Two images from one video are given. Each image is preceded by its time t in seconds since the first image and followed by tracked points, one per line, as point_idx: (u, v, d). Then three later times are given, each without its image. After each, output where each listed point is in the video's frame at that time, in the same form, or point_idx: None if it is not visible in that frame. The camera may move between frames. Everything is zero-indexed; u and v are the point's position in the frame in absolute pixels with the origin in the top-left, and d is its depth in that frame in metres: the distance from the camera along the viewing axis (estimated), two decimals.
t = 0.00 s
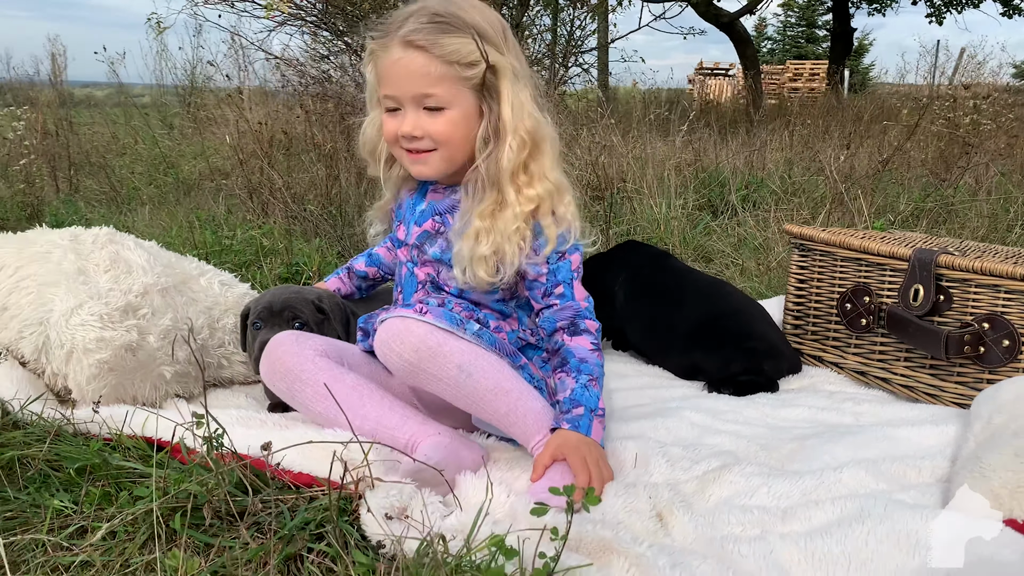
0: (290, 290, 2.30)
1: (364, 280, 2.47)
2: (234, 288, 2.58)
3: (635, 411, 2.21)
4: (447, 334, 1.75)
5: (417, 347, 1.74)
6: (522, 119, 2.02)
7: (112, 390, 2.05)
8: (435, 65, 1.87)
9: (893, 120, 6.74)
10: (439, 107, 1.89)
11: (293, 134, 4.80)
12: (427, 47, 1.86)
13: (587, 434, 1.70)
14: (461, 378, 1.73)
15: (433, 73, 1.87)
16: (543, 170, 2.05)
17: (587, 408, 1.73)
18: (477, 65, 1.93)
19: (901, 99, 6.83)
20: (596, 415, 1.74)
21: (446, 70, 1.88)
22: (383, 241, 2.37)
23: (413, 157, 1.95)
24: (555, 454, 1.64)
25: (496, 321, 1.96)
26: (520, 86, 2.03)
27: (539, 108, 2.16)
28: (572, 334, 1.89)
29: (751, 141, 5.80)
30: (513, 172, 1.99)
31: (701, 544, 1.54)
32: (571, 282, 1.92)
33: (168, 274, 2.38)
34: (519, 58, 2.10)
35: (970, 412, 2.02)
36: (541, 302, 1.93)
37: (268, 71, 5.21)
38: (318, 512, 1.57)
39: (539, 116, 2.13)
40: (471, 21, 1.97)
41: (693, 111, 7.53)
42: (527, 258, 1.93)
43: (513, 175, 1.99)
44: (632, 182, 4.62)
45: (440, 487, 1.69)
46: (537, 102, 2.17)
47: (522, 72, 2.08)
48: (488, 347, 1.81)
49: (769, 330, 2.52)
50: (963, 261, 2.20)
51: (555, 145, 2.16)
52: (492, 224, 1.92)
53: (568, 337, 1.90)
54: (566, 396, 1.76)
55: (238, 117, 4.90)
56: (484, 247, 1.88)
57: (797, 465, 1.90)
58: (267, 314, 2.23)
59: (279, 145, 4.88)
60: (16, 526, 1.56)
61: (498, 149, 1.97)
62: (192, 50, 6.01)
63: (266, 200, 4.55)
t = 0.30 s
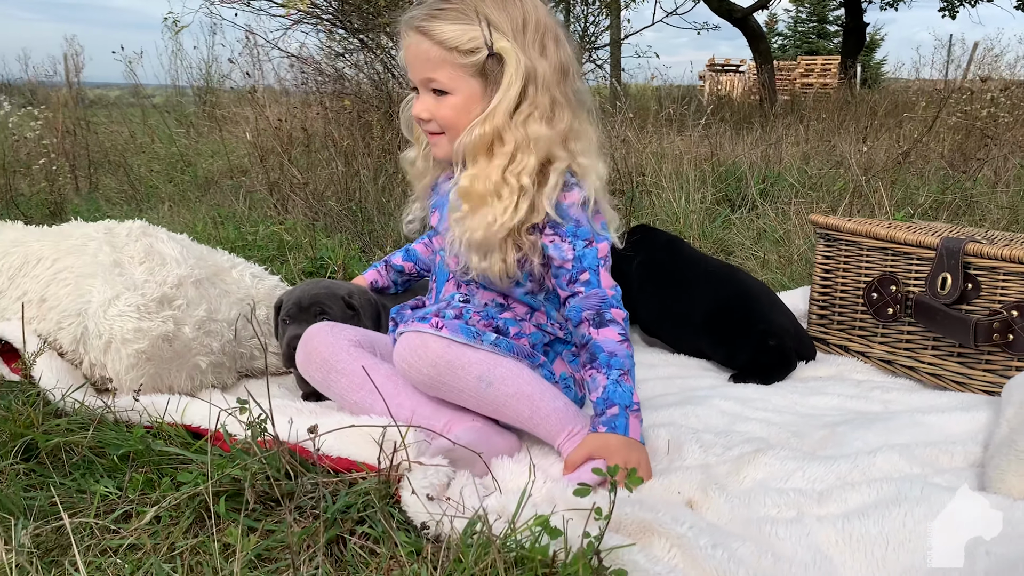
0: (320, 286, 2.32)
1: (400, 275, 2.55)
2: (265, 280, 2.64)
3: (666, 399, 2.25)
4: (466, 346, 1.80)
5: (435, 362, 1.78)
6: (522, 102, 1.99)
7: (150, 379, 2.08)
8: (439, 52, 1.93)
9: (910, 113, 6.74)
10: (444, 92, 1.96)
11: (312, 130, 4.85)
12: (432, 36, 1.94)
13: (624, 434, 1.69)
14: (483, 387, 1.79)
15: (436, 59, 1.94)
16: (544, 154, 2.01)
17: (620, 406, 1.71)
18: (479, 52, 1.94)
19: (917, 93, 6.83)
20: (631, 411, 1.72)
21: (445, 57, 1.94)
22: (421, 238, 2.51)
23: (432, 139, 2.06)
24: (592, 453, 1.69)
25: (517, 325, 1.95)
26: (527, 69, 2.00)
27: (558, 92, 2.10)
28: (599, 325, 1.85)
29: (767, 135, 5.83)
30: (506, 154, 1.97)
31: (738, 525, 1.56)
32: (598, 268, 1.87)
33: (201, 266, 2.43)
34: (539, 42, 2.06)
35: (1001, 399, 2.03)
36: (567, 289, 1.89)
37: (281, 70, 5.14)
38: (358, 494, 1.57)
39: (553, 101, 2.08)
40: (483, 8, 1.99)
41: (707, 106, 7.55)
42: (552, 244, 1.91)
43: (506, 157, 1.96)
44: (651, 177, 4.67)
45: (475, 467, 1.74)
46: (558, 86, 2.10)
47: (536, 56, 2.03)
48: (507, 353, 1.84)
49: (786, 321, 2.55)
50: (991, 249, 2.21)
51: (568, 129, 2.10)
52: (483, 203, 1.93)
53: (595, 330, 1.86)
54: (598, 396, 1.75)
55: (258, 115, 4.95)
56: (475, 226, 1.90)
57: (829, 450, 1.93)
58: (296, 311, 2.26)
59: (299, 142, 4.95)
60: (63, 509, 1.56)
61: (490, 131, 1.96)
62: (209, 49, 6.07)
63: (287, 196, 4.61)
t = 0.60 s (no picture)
0: (334, 307, 2.37)
1: (411, 291, 2.60)
2: (283, 297, 2.69)
3: (679, 412, 2.28)
4: (478, 371, 1.81)
5: (447, 386, 1.79)
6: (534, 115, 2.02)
7: (172, 398, 2.12)
8: (451, 70, 1.96)
9: (919, 118, 6.75)
10: (457, 110, 1.99)
11: (325, 145, 4.92)
12: (444, 55, 1.97)
13: (633, 444, 1.72)
14: (495, 410, 1.81)
15: (448, 78, 1.97)
16: (557, 166, 2.05)
17: (630, 418, 1.74)
18: (490, 69, 1.97)
19: (926, 98, 6.84)
20: (639, 423, 1.75)
21: (457, 76, 1.96)
22: (431, 255, 2.54)
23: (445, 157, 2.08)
24: (605, 464, 1.70)
25: (528, 344, 1.96)
26: (537, 84, 2.03)
27: (567, 105, 2.13)
28: (609, 340, 1.88)
29: (776, 143, 5.86)
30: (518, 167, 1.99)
31: (752, 536, 1.58)
32: (609, 284, 1.91)
33: (220, 285, 2.49)
34: (547, 56, 2.08)
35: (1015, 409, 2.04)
36: (578, 304, 1.92)
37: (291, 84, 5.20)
38: (379, 510, 1.60)
39: (564, 115, 2.11)
40: (489, 27, 2.02)
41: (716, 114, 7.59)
42: (565, 259, 1.94)
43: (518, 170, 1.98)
44: (661, 187, 4.71)
45: (492, 482, 1.77)
46: (567, 99, 2.13)
47: (546, 70, 2.06)
48: (519, 374, 1.86)
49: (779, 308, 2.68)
50: (1001, 259, 2.22)
51: (579, 143, 2.13)
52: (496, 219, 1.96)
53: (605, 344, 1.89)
54: (608, 409, 1.77)
55: (271, 131, 5.03)
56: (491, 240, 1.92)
57: (843, 462, 1.94)
58: (304, 333, 2.35)
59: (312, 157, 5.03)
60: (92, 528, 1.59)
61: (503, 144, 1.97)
62: (222, 65, 6.16)
63: (301, 210, 4.68)
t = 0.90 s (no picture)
0: (345, 337, 2.39)
1: (422, 316, 2.64)
2: (300, 321, 2.73)
3: (697, 433, 2.29)
4: (514, 370, 1.83)
5: (485, 381, 1.81)
6: (523, 159, 2.02)
7: (192, 425, 2.15)
8: (435, 144, 2.03)
9: (933, 126, 6.74)
10: (454, 173, 2.05)
11: (338, 164, 4.97)
12: (426, 131, 2.03)
13: (666, 441, 1.77)
14: (529, 412, 1.81)
15: (436, 151, 2.04)
16: (559, 202, 2.03)
17: (658, 417, 1.79)
18: (467, 136, 2.00)
19: (939, 106, 6.82)
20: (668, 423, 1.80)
21: (441, 147, 2.02)
22: (439, 279, 2.58)
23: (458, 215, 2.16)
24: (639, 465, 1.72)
25: (557, 352, 1.98)
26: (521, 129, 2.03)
27: (559, 136, 2.11)
28: (634, 353, 1.93)
29: (788, 154, 5.86)
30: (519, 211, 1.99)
31: (773, 559, 1.58)
32: (633, 303, 1.97)
33: (238, 311, 2.53)
34: (526, 95, 2.07)
35: None
36: (603, 323, 1.97)
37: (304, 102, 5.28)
38: (399, 538, 1.61)
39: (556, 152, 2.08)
40: (460, 88, 2.05)
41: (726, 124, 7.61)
42: (589, 279, 1.98)
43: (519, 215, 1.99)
44: (673, 202, 4.73)
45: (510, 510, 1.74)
46: (557, 130, 2.11)
47: (526, 111, 2.06)
48: (552, 381, 1.88)
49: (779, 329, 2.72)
50: (1016, 277, 2.21)
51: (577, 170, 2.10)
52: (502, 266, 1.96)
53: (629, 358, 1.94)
54: (636, 413, 1.82)
55: (285, 151, 5.09)
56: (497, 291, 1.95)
57: (860, 484, 1.94)
58: (316, 361, 2.37)
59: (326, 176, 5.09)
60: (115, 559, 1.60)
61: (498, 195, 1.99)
62: (236, 84, 6.24)
63: (314, 228, 4.73)
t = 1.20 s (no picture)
0: (360, 349, 2.41)
1: (446, 323, 2.66)
2: (314, 332, 2.75)
3: (711, 444, 2.29)
4: (519, 407, 1.83)
5: (491, 425, 1.81)
6: (531, 168, 2.00)
7: (208, 436, 2.16)
8: (444, 155, 2.04)
9: (944, 130, 6.71)
10: (465, 184, 2.07)
11: (348, 172, 4.99)
12: (436, 142, 2.04)
13: (681, 471, 1.72)
14: (541, 444, 1.81)
15: (446, 162, 2.05)
16: (566, 213, 2.01)
17: (672, 445, 1.73)
18: (475, 148, 1.99)
19: (950, 110, 6.80)
20: (683, 449, 1.74)
21: (451, 158, 2.03)
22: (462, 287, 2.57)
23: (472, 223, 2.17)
24: (656, 499, 1.72)
25: (562, 378, 1.96)
26: (529, 139, 2.02)
27: (568, 146, 2.09)
28: (641, 367, 1.84)
29: (798, 158, 5.86)
30: (527, 221, 1.97)
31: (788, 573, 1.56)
32: (638, 310, 1.87)
33: (253, 322, 2.54)
34: (535, 105, 2.05)
35: None
36: (608, 330, 1.88)
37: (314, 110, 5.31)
38: (416, 550, 1.62)
39: (563, 162, 2.06)
40: (470, 100, 2.05)
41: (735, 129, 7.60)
42: (594, 285, 1.91)
43: (526, 224, 1.97)
44: (684, 208, 4.73)
45: (527, 521, 1.77)
46: (567, 140, 2.09)
47: (535, 121, 2.04)
48: (560, 410, 1.88)
49: (760, 308, 2.72)
50: None
51: (587, 179, 2.08)
52: (508, 275, 1.95)
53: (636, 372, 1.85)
54: (648, 438, 1.76)
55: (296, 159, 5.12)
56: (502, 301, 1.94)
57: (878, 494, 1.93)
58: (332, 374, 2.38)
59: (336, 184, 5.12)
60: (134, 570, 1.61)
61: (505, 205, 1.98)
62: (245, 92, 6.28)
63: (324, 236, 4.75)
